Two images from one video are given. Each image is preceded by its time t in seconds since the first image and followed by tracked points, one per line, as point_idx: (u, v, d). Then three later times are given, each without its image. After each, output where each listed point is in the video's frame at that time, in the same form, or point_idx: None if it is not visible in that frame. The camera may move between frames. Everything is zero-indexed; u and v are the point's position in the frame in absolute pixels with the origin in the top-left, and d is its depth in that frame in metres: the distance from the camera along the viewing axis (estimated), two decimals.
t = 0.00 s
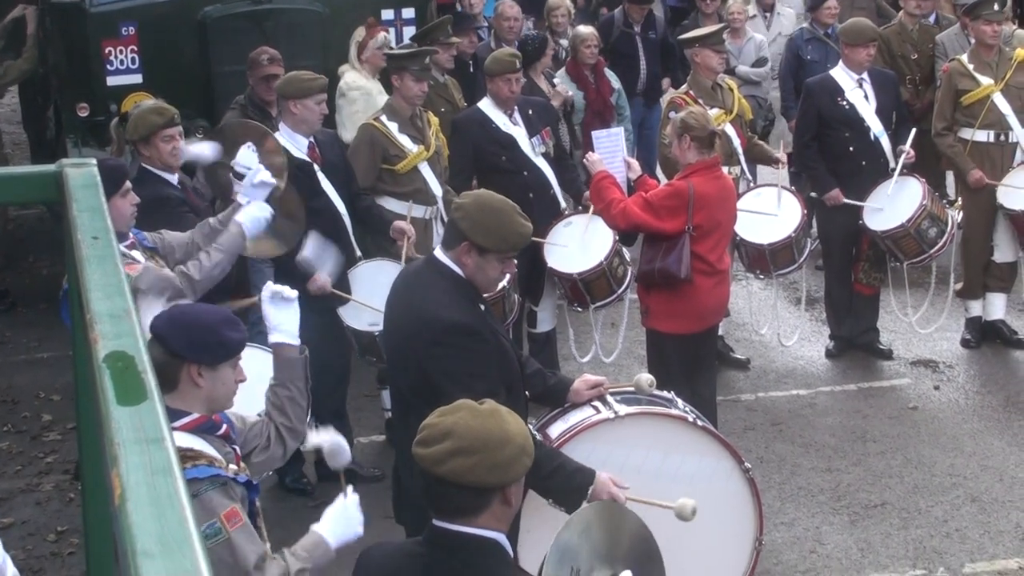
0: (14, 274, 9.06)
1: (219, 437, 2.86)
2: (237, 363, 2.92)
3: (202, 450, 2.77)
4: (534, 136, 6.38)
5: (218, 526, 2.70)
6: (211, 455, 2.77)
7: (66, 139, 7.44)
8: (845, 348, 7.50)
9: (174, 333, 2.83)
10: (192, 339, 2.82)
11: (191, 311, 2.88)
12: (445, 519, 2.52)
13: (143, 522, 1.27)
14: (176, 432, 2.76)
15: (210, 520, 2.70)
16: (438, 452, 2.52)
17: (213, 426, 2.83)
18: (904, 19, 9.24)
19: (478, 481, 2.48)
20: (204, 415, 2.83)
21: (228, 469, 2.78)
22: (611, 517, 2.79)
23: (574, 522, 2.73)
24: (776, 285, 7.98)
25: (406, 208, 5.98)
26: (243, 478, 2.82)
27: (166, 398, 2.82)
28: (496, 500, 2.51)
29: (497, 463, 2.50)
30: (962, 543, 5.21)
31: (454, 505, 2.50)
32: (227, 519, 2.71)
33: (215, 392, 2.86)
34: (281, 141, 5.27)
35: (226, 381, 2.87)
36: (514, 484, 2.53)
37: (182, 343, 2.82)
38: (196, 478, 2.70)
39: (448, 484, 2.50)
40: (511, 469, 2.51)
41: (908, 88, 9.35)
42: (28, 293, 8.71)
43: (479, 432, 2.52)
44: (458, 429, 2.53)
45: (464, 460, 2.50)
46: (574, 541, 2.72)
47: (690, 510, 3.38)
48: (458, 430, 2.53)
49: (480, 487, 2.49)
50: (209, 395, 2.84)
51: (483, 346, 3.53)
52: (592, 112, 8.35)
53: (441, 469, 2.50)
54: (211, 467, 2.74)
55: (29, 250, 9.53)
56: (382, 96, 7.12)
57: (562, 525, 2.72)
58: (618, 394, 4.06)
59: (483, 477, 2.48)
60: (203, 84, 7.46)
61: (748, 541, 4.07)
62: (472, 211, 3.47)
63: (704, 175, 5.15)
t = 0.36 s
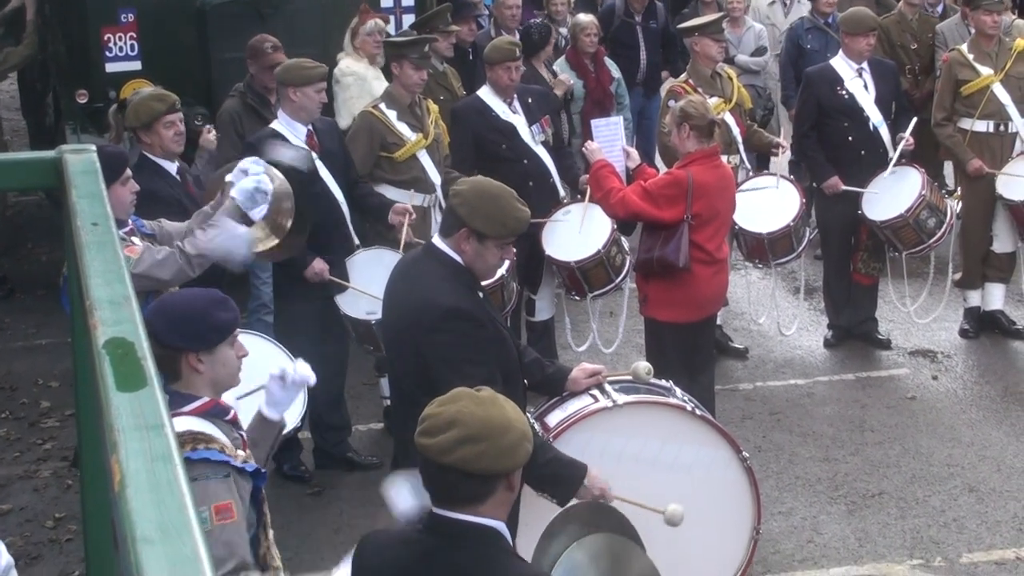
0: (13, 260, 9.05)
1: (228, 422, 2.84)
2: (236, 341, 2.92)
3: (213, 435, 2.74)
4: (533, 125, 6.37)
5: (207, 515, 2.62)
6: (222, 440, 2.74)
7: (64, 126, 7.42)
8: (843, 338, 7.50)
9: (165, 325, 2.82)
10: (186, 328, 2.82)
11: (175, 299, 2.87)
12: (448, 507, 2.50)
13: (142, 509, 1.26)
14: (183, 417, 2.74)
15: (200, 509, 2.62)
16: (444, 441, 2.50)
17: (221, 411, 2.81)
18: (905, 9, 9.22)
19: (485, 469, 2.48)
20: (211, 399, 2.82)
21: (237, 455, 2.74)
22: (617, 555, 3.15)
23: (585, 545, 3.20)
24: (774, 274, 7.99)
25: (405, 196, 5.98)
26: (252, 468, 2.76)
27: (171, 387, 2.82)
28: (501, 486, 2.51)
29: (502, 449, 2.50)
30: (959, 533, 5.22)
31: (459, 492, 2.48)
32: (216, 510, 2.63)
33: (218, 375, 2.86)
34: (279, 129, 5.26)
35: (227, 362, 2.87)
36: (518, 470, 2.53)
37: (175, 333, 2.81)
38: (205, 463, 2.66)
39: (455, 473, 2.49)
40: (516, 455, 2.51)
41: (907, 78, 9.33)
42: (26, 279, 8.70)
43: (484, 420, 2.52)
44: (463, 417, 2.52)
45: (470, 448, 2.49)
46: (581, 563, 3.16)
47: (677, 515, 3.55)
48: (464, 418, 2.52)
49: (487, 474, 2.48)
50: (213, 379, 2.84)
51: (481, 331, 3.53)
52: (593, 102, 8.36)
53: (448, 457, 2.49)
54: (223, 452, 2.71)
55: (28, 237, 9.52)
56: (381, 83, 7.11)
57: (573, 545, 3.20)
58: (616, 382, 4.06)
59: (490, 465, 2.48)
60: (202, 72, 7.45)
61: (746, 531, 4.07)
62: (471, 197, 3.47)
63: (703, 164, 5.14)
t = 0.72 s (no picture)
0: (13, 251, 9.04)
1: (224, 411, 2.84)
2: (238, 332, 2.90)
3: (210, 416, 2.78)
4: (534, 115, 6.36)
5: (250, 456, 2.72)
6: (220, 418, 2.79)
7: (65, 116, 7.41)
8: (844, 329, 7.50)
9: (167, 313, 2.80)
10: (190, 318, 2.79)
11: (180, 287, 2.85)
12: (444, 498, 2.50)
13: (143, 497, 1.26)
14: (182, 403, 2.75)
15: (239, 456, 2.72)
16: (443, 432, 2.50)
17: (218, 400, 2.82)
18: None
19: (485, 459, 2.47)
20: (209, 387, 2.81)
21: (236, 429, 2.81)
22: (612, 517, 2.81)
23: (578, 516, 3.10)
24: (774, 265, 7.98)
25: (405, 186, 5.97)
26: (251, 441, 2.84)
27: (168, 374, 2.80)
28: (499, 477, 2.50)
29: (501, 439, 2.50)
30: (959, 524, 5.22)
31: (457, 483, 2.47)
32: (250, 445, 2.75)
33: (218, 365, 2.84)
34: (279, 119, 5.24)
35: (228, 354, 2.85)
36: (516, 461, 2.53)
37: (179, 323, 2.79)
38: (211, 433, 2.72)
39: (453, 463, 2.48)
40: (514, 446, 2.51)
41: (908, 69, 9.32)
42: (27, 270, 8.69)
43: (482, 410, 2.51)
44: (462, 407, 2.51)
45: (468, 438, 2.49)
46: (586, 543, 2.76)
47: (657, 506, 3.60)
48: (462, 409, 2.51)
49: (485, 465, 2.47)
50: (212, 369, 2.82)
51: (483, 321, 3.52)
52: (593, 93, 8.36)
53: (447, 448, 2.48)
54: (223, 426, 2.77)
55: (28, 227, 9.50)
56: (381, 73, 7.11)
57: (564, 516, 3.09)
58: (616, 372, 4.06)
59: (489, 455, 2.48)
60: (203, 62, 7.43)
61: (747, 522, 4.07)
62: (474, 186, 3.49)
63: (703, 154, 5.13)
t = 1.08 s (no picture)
0: (18, 241, 9.05)
1: (228, 402, 2.84)
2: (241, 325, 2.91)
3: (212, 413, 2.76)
4: (540, 107, 6.35)
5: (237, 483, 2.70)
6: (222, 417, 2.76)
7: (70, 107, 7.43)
8: (849, 322, 7.50)
9: (171, 304, 2.80)
10: (193, 309, 2.80)
11: (184, 278, 2.85)
12: (446, 488, 2.50)
13: (149, 489, 1.26)
14: (185, 396, 2.75)
15: (230, 480, 2.69)
16: (446, 423, 2.50)
17: (221, 393, 2.82)
18: None
19: (489, 450, 2.47)
20: (211, 379, 2.82)
21: (238, 429, 2.78)
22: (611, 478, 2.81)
23: (581, 483, 2.74)
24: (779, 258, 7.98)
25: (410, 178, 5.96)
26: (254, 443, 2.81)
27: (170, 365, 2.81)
28: (501, 469, 2.50)
29: (503, 430, 2.50)
30: (964, 517, 5.22)
31: (459, 473, 2.47)
32: (245, 476, 2.71)
33: (220, 356, 2.85)
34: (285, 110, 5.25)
35: (230, 345, 2.85)
36: (517, 451, 2.53)
37: (183, 314, 2.80)
38: (212, 441, 2.68)
39: (456, 454, 2.48)
40: (515, 437, 2.51)
41: (913, 61, 9.30)
42: (31, 260, 8.70)
43: (485, 401, 2.52)
44: (465, 398, 2.51)
45: (471, 429, 2.49)
46: (577, 503, 2.72)
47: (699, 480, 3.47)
48: (465, 400, 2.51)
49: (488, 456, 2.47)
50: (214, 360, 2.83)
51: (489, 311, 3.52)
52: (599, 84, 8.36)
53: (450, 438, 2.48)
54: (225, 428, 2.74)
55: (33, 217, 9.51)
56: (389, 64, 7.11)
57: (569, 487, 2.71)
58: (620, 364, 4.06)
59: (492, 445, 2.48)
60: (207, 52, 7.43)
61: (751, 514, 4.06)
62: (482, 176, 3.49)
63: (708, 146, 5.13)
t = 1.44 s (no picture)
0: (22, 231, 9.07)
1: (239, 394, 2.85)
2: (254, 317, 2.90)
3: (224, 407, 2.76)
4: (545, 99, 6.34)
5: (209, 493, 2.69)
6: (233, 413, 2.75)
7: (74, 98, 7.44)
8: (852, 313, 7.49)
9: (185, 297, 2.81)
10: (206, 301, 2.81)
11: (198, 269, 2.86)
12: (452, 479, 2.50)
13: (151, 478, 1.27)
14: (195, 388, 2.75)
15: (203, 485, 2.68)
16: (452, 414, 2.50)
17: (232, 384, 2.83)
18: None
19: (493, 441, 2.48)
20: (223, 370, 2.83)
21: (247, 428, 2.76)
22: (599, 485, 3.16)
23: (579, 510, 3.03)
24: (782, 249, 7.97)
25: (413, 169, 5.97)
26: (261, 439, 2.78)
27: (184, 356, 2.82)
28: (507, 460, 2.51)
29: (509, 422, 2.50)
30: (966, 509, 5.22)
31: (464, 465, 2.48)
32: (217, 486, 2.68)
33: (232, 348, 2.86)
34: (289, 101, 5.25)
35: (243, 337, 2.86)
36: (523, 443, 2.53)
37: (196, 306, 2.81)
38: (207, 440, 2.68)
39: (461, 446, 2.49)
40: (521, 429, 2.51)
41: (917, 53, 9.28)
42: (35, 250, 8.71)
43: (490, 393, 2.52)
44: (470, 390, 2.52)
45: (477, 421, 2.50)
46: (577, 524, 3.02)
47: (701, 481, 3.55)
48: (472, 391, 2.52)
49: (493, 448, 2.48)
50: (226, 352, 2.84)
51: (496, 301, 3.53)
52: (604, 76, 8.34)
53: (455, 430, 2.49)
54: (233, 425, 2.73)
55: (37, 208, 9.52)
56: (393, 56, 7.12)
57: (565, 511, 3.03)
58: (624, 356, 4.07)
59: (497, 437, 2.48)
60: (211, 43, 7.44)
61: (753, 505, 4.08)
62: (487, 166, 3.51)
63: (714, 138, 5.11)
